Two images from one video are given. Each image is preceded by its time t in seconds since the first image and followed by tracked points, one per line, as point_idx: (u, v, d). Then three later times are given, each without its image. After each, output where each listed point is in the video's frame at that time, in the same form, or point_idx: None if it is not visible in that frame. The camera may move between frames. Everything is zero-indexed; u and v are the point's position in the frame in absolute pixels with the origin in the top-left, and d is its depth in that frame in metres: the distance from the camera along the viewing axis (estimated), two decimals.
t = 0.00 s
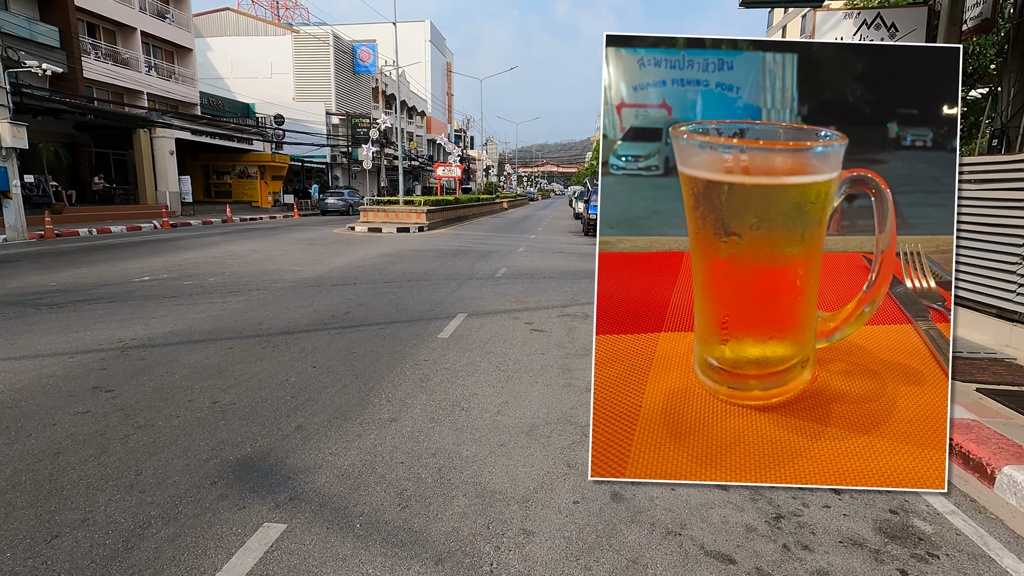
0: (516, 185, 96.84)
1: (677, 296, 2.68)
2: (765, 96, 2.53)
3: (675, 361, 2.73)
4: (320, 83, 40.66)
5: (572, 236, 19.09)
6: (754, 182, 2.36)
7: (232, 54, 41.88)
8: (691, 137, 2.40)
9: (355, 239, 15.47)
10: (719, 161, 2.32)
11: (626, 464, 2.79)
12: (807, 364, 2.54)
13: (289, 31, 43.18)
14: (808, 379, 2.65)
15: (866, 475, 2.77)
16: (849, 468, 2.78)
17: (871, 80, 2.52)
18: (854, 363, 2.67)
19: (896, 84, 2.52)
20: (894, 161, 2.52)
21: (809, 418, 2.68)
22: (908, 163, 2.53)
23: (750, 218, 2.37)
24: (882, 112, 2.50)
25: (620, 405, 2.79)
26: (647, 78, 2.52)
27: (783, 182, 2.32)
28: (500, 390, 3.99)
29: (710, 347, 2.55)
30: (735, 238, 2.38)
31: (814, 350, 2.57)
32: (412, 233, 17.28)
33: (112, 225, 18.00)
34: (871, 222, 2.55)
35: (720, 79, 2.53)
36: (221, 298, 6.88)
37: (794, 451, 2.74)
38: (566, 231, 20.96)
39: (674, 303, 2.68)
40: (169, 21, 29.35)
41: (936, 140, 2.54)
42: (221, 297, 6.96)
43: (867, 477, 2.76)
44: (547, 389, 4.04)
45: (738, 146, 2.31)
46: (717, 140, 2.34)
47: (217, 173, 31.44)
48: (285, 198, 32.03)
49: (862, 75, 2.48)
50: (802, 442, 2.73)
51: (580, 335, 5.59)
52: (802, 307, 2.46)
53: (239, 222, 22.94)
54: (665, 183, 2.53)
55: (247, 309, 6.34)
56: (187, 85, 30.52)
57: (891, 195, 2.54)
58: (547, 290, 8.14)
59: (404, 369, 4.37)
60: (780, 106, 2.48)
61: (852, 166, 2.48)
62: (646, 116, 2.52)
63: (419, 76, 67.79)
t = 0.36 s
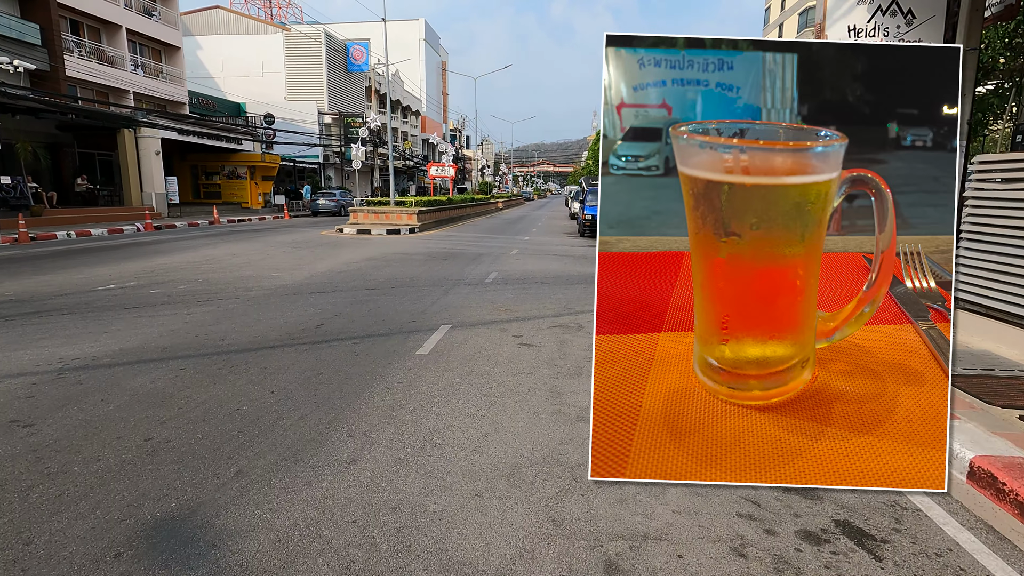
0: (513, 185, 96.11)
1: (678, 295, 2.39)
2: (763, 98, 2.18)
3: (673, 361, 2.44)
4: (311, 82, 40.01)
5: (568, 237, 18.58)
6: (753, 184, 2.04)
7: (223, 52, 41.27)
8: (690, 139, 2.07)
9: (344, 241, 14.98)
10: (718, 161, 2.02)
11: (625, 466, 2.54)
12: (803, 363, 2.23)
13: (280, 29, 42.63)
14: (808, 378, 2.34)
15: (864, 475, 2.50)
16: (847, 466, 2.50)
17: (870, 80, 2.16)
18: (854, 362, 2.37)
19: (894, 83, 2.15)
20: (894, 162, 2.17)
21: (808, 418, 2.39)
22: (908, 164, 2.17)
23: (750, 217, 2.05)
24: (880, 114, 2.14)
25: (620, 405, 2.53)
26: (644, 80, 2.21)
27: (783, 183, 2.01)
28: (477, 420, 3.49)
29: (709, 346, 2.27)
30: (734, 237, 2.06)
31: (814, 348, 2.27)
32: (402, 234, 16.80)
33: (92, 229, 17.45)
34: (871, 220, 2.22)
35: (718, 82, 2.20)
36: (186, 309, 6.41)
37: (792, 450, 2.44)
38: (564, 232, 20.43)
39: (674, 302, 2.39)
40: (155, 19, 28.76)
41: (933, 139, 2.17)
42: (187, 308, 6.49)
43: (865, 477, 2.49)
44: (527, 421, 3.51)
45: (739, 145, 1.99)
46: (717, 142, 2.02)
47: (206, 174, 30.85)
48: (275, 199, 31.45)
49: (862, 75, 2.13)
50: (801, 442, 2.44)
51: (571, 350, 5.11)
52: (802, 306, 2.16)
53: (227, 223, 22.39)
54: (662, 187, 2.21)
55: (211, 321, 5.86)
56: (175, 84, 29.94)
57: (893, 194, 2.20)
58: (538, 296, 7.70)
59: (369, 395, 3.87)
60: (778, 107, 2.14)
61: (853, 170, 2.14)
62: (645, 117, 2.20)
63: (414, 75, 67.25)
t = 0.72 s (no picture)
0: (511, 183, 95.38)
1: (679, 295, 2.17)
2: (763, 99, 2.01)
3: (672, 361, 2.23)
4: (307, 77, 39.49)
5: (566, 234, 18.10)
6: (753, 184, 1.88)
7: (218, 47, 40.73)
8: (690, 140, 1.90)
9: (334, 238, 14.48)
10: (716, 162, 1.86)
11: (625, 467, 2.37)
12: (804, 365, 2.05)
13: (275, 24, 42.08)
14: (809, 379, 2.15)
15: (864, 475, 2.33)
16: (845, 467, 2.34)
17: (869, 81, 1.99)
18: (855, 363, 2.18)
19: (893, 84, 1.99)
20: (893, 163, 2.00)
21: (807, 419, 2.21)
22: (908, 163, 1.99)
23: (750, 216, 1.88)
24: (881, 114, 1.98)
25: (621, 406, 2.34)
26: (644, 81, 2.02)
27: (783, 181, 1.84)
28: (464, 447, 2.98)
29: (706, 347, 2.08)
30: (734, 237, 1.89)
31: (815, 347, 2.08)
32: (395, 232, 16.35)
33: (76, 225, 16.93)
34: (871, 221, 2.03)
35: (717, 83, 2.02)
36: (150, 312, 5.92)
37: (791, 451, 2.27)
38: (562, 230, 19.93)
39: (676, 302, 2.17)
40: (146, 12, 28.15)
41: (934, 140, 2.00)
42: (151, 310, 6.00)
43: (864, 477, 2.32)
44: (526, 448, 2.99)
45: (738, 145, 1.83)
46: (717, 142, 1.85)
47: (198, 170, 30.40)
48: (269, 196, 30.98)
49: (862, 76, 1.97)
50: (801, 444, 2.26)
51: (568, 361, 4.56)
52: (802, 307, 1.99)
53: (217, 220, 21.89)
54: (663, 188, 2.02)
55: (173, 326, 5.34)
56: (167, 78, 29.39)
57: (892, 195, 2.01)
58: (532, 296, 7.28)
59: (337, 417, 3.33)
60: (778, 107, 1.95)
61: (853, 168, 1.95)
62: (647, 118, 2.01)
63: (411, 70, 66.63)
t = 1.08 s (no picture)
0: (508, 182, 94.63)
1: (680, 295, 2.01)
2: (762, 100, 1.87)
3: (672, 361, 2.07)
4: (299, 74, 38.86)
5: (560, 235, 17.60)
6: (753, 184, 1.77)
7: (209, 43, 40.19)
8: (690, 139, 1.77)
9: (320, 240, 13.95)
10: (717, 161, 1.74)
11: (626, 468, 2.18)
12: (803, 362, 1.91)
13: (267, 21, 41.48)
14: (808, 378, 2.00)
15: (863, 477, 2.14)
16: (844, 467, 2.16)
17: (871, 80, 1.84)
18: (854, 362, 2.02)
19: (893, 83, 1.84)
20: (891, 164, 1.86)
21: (808, 419, 2.04)
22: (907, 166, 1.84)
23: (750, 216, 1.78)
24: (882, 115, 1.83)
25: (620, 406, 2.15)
26: (644, 81, 1.86)
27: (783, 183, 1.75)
28: (422, 509, 2.43)
29: (705, 346, 1.95)
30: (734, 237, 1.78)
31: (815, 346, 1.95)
32: (384, 233, 15.87)
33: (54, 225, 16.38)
34: (872, 220, 1.89)
35: (717, 83, 1.86)
36: (98, 325, 5.38)
37: (790, 452, 2.10)
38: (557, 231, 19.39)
39: (676, 302, 2.01)
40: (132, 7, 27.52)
41: (932, 139, 1.86)
42: (100, 323, 5.45)
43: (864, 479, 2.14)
44: (498, 516, 2.39)
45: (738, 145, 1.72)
46: (717, 141, 1.74)
47: (186, 168, 29.87)
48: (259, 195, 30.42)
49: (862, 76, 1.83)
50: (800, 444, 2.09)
51: (556, 385, 4.02)
52: (803, 307, 1.87)
53: (203, 220, 21.33)
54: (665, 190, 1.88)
55: (118, 342, 4.79)
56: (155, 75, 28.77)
57: (893, 195, 1.88)
58: (522, 303, 6.85)
59: (274, 467, 2.75)
60: (778, 107, 1.81)
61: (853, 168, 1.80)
62: (647, 118, 1.85)
63: (406, 68, 65.91)
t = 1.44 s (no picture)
0: (505, 182, 94.01)
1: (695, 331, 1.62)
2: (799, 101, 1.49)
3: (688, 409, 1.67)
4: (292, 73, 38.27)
5: (557, 237, 17.06)
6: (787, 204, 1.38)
7: (200, 41, 39.59)
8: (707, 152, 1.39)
9: (308, 241, 13.41)
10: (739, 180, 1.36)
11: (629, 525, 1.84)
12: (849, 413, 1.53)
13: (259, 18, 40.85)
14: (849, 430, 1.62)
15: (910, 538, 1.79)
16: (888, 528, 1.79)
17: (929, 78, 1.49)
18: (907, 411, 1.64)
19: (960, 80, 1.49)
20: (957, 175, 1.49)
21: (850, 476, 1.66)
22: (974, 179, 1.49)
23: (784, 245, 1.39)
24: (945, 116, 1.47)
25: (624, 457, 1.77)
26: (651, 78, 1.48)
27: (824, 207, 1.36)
28: None
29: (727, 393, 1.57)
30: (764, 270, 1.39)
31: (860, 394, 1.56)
32: (375, 234, 15.35)
33: (31, 227, 15.76)
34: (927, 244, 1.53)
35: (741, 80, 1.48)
36: (42, 341, 4.84)
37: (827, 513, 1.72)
38: (555, 232, 18.78)
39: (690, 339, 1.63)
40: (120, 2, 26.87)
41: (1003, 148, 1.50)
42: (45, 339, 4.91)
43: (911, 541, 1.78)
44: None
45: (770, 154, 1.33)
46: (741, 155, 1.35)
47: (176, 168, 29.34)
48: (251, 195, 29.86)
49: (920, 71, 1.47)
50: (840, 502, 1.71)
51: (547, 413, 3.52)
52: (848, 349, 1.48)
53: (191, 221, 20.75)
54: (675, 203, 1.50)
55: (58, 362, 4.26)
56: (144, 72, 28.14)
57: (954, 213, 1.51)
58: (513, 312, 6.38)
59: (200, 532, 2.25)
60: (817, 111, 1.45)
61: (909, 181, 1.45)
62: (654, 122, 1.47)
63: (403, 66, 65.33)
